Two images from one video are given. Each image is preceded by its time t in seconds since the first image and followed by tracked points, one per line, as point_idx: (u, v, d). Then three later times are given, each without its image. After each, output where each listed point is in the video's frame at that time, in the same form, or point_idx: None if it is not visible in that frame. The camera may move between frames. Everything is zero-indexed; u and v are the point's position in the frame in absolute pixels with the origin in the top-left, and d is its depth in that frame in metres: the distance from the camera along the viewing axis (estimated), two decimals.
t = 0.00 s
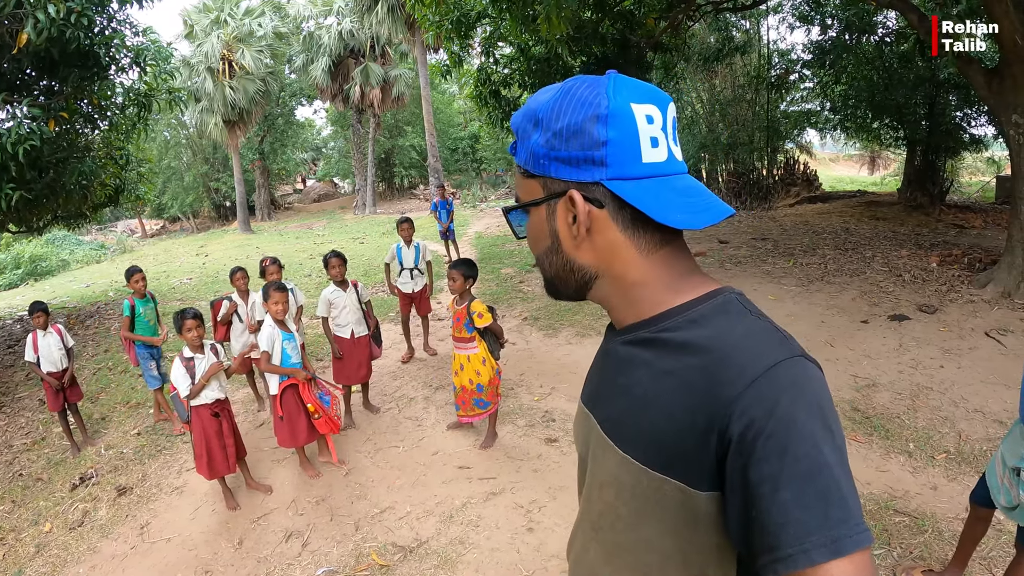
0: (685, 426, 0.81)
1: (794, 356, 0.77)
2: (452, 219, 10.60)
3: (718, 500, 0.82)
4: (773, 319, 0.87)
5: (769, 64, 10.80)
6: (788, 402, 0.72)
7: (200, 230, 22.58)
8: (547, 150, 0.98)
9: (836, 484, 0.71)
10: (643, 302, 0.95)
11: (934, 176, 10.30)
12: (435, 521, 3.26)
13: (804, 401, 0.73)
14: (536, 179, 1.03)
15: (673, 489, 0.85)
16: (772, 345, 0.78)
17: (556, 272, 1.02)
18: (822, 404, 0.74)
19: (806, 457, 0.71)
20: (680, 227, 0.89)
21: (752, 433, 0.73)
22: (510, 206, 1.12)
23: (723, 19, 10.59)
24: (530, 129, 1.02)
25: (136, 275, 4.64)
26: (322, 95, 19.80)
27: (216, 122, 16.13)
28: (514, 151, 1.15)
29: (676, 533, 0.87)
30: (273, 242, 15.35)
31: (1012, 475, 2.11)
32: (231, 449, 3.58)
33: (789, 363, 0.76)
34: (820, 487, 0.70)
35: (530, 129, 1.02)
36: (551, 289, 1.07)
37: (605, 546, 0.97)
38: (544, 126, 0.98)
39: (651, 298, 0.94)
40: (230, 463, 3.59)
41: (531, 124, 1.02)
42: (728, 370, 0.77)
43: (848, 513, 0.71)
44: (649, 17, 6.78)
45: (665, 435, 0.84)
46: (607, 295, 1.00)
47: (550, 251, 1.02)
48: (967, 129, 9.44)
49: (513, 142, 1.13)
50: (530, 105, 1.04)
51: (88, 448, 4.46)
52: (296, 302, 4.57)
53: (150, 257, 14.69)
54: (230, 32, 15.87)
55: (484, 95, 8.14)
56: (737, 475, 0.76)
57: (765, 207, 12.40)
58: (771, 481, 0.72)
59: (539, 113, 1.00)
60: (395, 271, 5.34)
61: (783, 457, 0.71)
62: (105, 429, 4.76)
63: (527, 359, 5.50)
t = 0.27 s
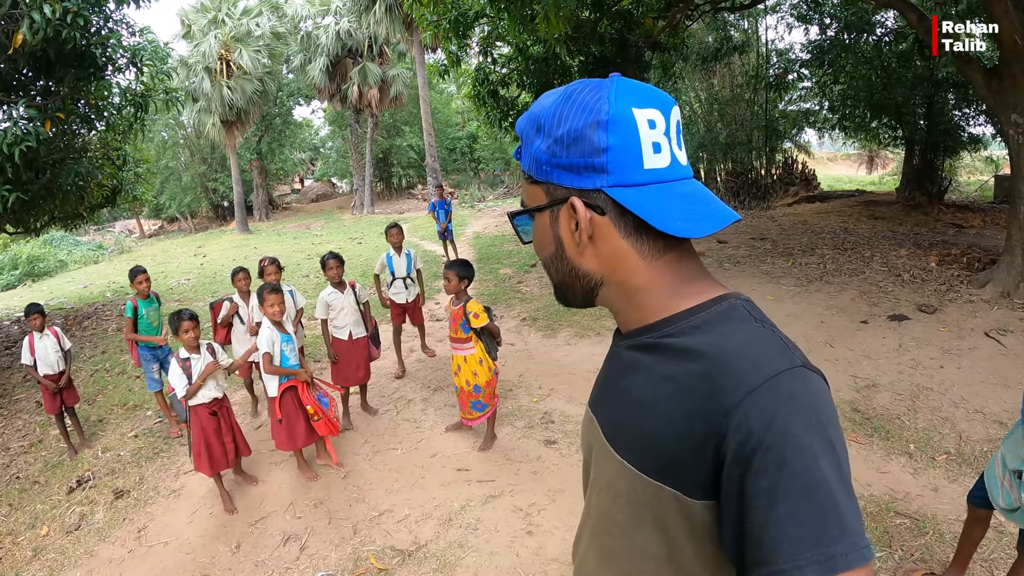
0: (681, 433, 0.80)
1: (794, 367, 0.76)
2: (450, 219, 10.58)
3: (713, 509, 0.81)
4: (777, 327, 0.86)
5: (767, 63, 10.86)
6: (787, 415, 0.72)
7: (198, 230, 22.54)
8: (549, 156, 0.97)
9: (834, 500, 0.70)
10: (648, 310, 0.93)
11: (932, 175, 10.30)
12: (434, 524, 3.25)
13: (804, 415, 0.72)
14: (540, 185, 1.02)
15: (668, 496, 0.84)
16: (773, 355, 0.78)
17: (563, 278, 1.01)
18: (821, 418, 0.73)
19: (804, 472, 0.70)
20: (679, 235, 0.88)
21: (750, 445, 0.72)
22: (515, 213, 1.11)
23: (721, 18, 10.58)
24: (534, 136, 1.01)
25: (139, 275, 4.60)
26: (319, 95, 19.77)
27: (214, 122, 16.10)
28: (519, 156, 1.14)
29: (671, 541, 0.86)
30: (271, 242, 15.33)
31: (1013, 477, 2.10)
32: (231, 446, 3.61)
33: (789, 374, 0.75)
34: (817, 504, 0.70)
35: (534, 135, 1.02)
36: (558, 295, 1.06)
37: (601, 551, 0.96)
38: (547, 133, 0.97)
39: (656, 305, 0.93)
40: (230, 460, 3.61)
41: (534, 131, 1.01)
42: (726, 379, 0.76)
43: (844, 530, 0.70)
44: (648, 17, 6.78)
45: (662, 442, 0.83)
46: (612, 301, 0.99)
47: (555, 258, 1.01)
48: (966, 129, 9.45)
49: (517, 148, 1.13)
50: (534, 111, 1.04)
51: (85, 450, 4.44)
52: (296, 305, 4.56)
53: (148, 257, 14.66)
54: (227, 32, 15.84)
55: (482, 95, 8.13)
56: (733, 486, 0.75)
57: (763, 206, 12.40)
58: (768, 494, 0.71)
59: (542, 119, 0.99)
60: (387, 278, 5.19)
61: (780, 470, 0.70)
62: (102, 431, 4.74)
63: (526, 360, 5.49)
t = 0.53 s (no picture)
0: (676, 430, 0.81)
1: (790, 366, 0.75)
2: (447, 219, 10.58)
3: (708, 507, 0.81)
4: (775, 326, 0.86)
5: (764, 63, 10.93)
6: (781, 414, 0.71)
7: (196, 231, 22.52)
8: (555, 149, 0.97)
9: (828, 501, 0.70)
10: (649, 306, 0.94)
11: (930, 175, 10.31)
12: (432, 524, 3.25)
13: (799, 415, 0.72)
14: (545, 178, 1.02)
15: (662, 494, 0.84)
16: (769, 354, 0.77)
17: (564, 272, 1.01)
18: (817, 418, 0.73)
19: (798, 472, 0.70)
20: (685, 233, 0.88)
21: (744, 445, 0.72)
22: (519, 204, 1.11)
23: (718, 18, 10.60)
24: (541, 127, 1.00)
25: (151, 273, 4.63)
26: (317, 96, 19.77)
27: (211, 123, 16.09)
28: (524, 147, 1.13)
29: (665, 539, 0.86)
30: (268, 243, 15.32)
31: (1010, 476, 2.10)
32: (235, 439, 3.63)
33: (785, 373, 0.74)
34: (811, 504, 0.69)
35: (540, 127, 1.01)
36: (558, 288, 1.06)
37: (598, 547, 0.97)
38: (554, 125, 0.96)
39: (657, 302, 0.93)
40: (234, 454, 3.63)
41: (541, 123, 1.00)
42: (722, 377, 0.76)
43: (837, 532, 0.70)
44: (645, 17, 6.78)
45: (658, 439, 0.83)
46: (613, 296, 0.99)
47: (556, 251, 1.01)
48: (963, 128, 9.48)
49: (522, 139, 1.12)
50: (541, 102, 1.03)
51: (83, 451, 4.43)
52: (293, 308, 4.53)
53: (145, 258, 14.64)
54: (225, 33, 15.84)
55: (479, 95, 8.14)
56: (727, 485, 0.75)
57: (761, 206, 12.42)
58: (761, 493, 0.71)
59: (549, 112, 0.98)
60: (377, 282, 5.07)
61: (774, 469, 0.70)
62: (100, 433, 4.73)
63: (524, 360, 5.49)
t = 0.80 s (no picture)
0: (673, 430, 0.81)
1: (786, 366, 0.76)
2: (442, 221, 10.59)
3: (704, 506, 0.82)
4: (771, 325, 0.87)
5: (757, 63, 10.96)
6: (776, 414, 0.72)
7: (190, 234, 22.44)
8: (567, 140, 0.95)
9: (823, 501, 0.71)
10: (650, 303, 0.95)
11: (923, 174, 10.32)
12: (429, 525, 3.25)
13: (795, 414, 0.73)
14: (552, 168, 1.00)
15: (659, 493, 0.85)
16: (765, 354, 0.78)
17: (566, 266, 1.01)
18: (813, 418, 0.73)
19: (794, 472, 0.70)
20: (699, 233, 0.89)
21: (740, 444, 0.73)
22: (523, 193, 1.09)
23: (711, 19, 10.64)
24: (552, 116, 0.98)
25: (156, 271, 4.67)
26: (311, 98, 19.74)
27: (205, 126, 16.04)
28: (529, 136, 1.11)
29: (661, 537, 0.87)
30: (263, 246, 15.28)
31: (996, 470, 2.12)
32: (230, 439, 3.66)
33: (780, 373, 0.75)
34: (807, 504, 0.70)
35: (551, 116, 0.99)
36: (556, 282, 1.07)
37: (595, 545, 0.98)
38: (567, 115, 0.94)
39: (658, 299, 0.94)
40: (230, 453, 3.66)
41: (553, 111, 0.98)
42: (719, 377, 0.77)
43: (833, 531, 0.71)
44: (638, 18, 6.80)
45: (655, 439, 0.84)
46: (614, 292, 1.00)
47: (561, 243, 1.01)
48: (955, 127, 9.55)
49: (528, 127, 1.10)
50: (553, 90, 1.00)
51: (79, 455, 4.42)
52: (285, 312, 4.53)
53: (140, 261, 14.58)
54: (218, 35, 15.79)
55: (473, 96, 8.16)
56: (723, 485, 0.76)
57: (754, 205, 12.48)
58: (757, 493, 0.71)
59: (562, 100, 0.96)
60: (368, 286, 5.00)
61: (769, 469, 0.71)
62: (96, 436, 4.71)
63: (519, 361, 5.50)
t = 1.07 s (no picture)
0: (664, 431, 0.83)
1: (777, 368, 0.78)
2: (437, 221, 10.59)
3: (695, 505, 0.83)
4: (764, 328, 0.88)
5: (751, 63, 11.02)
6: (766, 415, 0.73)
7: (185, 236, 22.39)
8: (582, 139, 0.94)
9: (815, 501, 0.71)
10: (645, 306, 0.96)
11: (917, 173, 10.41)
12: (425, 525, 3.26)
13: (786, 416, 0.74)
14: (559, 164, 0.99)
15: (651, 492, 0.86)
16: (757, 356, 0.79)
17: (562, 264, 1.02)
18: (804, 420, 0.74)
19: (785, 472, 0.71)
20: (710, 254, 0.91)
21: (731, 445, 0.74)
22: (520, 182, 1.09)
23: (705, 19, 10.68)
24: (565, 110, 0.96)
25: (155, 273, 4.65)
26: (306, 99, 19.72)
27: (200, 126, 16.02)
28: (531, 123, 1.10)
29: (653, 534, 0.88)
30: (258, 247, 15.26)
31: (972, 457, 2.27)
32: (224, 441, 3.66)
33: (772, 375, 0.76)
34: (797, 505, 0.71)
35: (563, 110, 0.96)
36: (546, 278, 1.07)
37: (590, 543, 0.99)
38: (584, 112, 0.93)
39: (654, 304, 0.96)
40: (224, 454, 3.67)
41: (566, 104, 0.96)
42: (711, 378, 0.79)
43: (825, 532, 0.71)
44: (633, 19, 6.82)
45: (648, 439, 0.85)
46: (609, 292, 1.02)
47: (561, 241, 1.01)
48: (949, 127, 9.60)
49: (533, 113, 1.07)
50: (566, 79, 0.97)
51: (74, 457, 4.40)
52: (279, 313, 4.52)
53: (134, 263, 14.53)
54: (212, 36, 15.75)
55: (467, 97, 8.18)
56: (715, 485, 0.77)
57: (749, 205, 12.54)
58: (748, 493, 0.72)
59: (577, 94, 0.94)
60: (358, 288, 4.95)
61: (761, 470, 0.72)
62: (91, 438, 4.70)
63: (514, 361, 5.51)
